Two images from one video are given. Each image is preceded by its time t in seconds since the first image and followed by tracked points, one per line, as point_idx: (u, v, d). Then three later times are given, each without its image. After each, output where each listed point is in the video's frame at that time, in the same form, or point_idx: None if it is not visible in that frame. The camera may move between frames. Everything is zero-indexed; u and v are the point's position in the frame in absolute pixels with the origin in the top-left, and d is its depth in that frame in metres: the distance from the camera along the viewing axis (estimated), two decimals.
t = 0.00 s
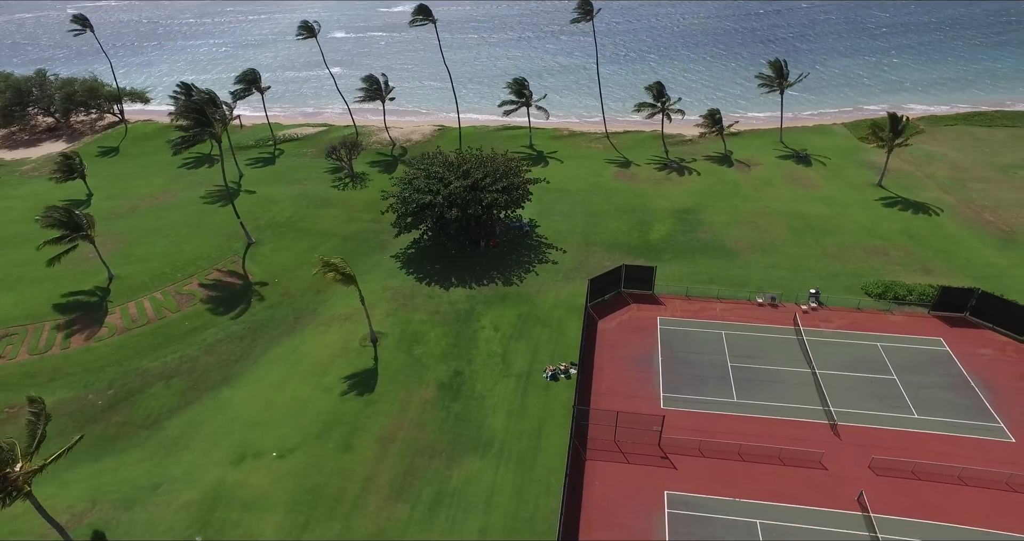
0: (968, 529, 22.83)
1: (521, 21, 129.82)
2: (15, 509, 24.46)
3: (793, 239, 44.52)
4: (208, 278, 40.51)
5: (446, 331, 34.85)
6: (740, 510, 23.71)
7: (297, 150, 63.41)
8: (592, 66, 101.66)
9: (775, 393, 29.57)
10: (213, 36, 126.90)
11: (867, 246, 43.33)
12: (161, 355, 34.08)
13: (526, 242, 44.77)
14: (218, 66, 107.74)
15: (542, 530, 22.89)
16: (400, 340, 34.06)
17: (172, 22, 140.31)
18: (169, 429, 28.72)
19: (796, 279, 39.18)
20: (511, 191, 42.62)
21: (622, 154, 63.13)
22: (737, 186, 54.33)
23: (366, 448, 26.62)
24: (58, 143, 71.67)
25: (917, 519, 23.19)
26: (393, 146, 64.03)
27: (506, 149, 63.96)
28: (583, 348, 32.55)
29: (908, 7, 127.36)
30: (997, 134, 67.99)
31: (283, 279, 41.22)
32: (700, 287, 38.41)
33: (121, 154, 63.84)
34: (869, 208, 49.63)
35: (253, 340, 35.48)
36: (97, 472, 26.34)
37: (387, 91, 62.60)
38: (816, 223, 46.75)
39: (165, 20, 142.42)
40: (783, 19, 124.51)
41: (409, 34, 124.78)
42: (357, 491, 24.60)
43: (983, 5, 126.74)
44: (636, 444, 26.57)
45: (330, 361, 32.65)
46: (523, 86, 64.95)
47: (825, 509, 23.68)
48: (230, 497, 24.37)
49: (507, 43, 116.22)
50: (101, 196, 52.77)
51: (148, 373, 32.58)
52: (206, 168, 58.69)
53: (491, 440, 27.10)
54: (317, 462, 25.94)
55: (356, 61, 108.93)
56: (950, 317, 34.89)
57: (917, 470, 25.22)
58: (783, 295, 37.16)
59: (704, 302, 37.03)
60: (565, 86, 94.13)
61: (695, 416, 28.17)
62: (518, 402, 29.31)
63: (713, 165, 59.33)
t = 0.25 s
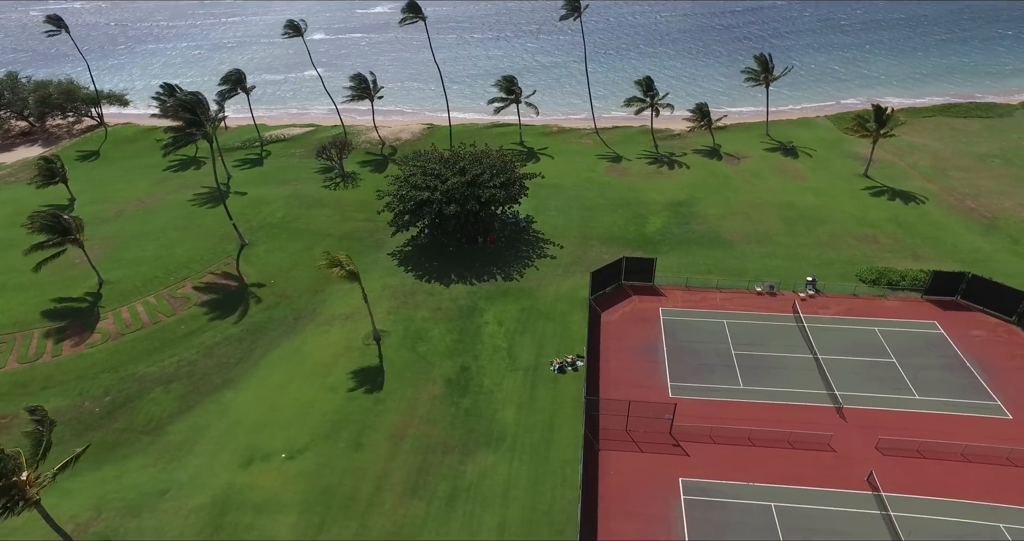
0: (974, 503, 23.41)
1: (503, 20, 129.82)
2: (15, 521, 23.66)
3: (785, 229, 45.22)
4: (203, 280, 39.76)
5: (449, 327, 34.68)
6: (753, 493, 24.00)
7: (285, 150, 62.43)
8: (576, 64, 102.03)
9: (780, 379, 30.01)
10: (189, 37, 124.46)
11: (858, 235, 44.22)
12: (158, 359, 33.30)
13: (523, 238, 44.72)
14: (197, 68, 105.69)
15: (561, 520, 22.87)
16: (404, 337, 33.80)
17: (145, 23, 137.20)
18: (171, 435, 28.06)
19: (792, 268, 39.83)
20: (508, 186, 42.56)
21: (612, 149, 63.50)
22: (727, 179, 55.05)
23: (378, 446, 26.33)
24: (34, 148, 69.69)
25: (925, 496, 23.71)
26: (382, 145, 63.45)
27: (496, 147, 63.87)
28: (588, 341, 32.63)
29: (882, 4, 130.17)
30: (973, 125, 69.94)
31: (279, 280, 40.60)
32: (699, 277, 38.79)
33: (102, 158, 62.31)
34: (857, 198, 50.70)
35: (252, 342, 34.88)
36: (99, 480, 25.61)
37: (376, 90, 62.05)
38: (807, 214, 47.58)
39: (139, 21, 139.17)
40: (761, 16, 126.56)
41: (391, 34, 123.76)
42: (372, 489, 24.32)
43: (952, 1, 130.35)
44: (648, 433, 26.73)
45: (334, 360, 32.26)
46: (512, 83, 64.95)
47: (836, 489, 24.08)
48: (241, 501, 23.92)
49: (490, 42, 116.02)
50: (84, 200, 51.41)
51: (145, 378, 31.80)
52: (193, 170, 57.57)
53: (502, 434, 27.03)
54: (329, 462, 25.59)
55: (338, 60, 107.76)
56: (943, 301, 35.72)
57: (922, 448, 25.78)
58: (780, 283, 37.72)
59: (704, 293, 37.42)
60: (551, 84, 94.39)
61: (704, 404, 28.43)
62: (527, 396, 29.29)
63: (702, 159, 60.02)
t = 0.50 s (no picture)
0: (980, 479, 24.00)
1: (485, 18, 129.47)
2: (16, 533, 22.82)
3: (777, 220, 45.89)
4: (196, 283, 38.91)
5: (453, 323, 34.46)
6: (766, 478, 24.28)
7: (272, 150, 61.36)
8: (561, 61, 102.19)
9: (784, 366, 30.43)
10: (165, 38, 121.61)
11: (848, 224, 45.07)
12: (155, 364, 32.47)
13: (520, 233, 44.64)
14: (174, 69, 103.34)
15: (580, 512, 22.84)
16: (408, 335, 33.48)
17: (117, 24, 133.56)
18: (175, 440, 27.38)
19: (787, 257, 40.44)
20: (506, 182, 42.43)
21: (602, 145, 63.74)
22: (717, 173, 55.67)
23: (389, 444, 26.03)
24: (9, 152, 67.46)
25: (932, 474, 24.24)
26: (372, 144, 62.76)
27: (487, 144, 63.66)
28: (593, 333, 32.69)
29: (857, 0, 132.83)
30: (950, 116, 71.79)
31: (275, 281, 39.91)
32: (698, 269, 39.14)
33: (82, 161, 60.58)
34: (844, 189, 51.69)
35: (252, 344, 34.21)
36: (101, 488, 24.85)
37: (364, 89, 61.33)
38: (798, 205, 48.37)
39: (109, 22, 135.39)
40: (740, 13, 128.34)
41: (373, 34, 122.54)
42: (386, 487, 24.03)
43: None
44: (659, 422, 26.87)
45: (337, 360, 31.82)
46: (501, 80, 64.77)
47: (846, 471, 24.49)
48: (253, 504, 23.44)
49: (473, 41, 115.58)
50: (66, 204, 49.92)
51: (143, 384, 30.99)
52: (178, 172, 56.30)
53: (514, 428, 26.93)
54: (340, 461, 25.20)
55: (320, 60, 106.33)
56: (935, 286, 36.56)
57: (925, 429, 26.37)
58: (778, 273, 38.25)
59: (704, 283, 37.78)
60: (537, 81, 94.45)
61: (712, 392, 28.68)
62: (536, 389, 29.23)
63: (692, 153, 60.59)
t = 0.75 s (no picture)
0: (985, 459, 24.49)
1: (469, 18, 129.00)
2: None
3: (772, 212, 46.42)
4: (191, 286, 38.11)
5: (457, 321, 34.24)
6: (779, 466, 24.51)
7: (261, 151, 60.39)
8: (548, 60, 102.25)
9: (789, 355, 30.76)
10: (143, 40, 119.04)
11: (841, 214, 45.76)
12: (154, 370, 31.71)
13: (519, 230, 44.51)
14: (154, 71, 101.18)
15: (598, 505, 22.81)
16: (413, 333, 33.19)
17: (90, 24, 130.17)
18: (180, 446, 26.77)
19: (784, 249, 40.92)
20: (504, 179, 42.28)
21: (594, 141, 63.90)
22: (710, 167, 56.13)
23: (401, 443, 25.76)
24: None
25: (940, 457, 24.68)
26: (363, 143, 62.05)
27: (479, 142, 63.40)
28: (598, 328, 32.70)
29: None
30: (932, 109, 73.34)
31: (273, 283, 39.28)
32: (697, 262, 39.44)
33: (64, 165, 59.00)
34: (835, 181, 52.48)
35: (252, 346, 33.61)
36: (106, 497, 24.18)
37: (355, 88, 60.62)
38: (791, 197, 49.00)
39: (83, 23, 131.97)
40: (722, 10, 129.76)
41: (357, 34, 121.36)
42: (401, 487, 23.76)
43: None
44: (670, 414, 26.97)
45: (342, 361, 31.42)
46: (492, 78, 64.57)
47: (856, 456, 24.82)
48: (266, 508, 23.02)
49: (459, 40, 115.12)
50: (51, 210, 48.56)
51: (142, 390, 30.22)
52: (165, 174, 55.14)
53: (527, 423, 26.83)
54: (352, 462, 24.86)
55: (304, 60, 105.03)
56: (928, 273, 37.32)
57: (930, 412, 26.85)
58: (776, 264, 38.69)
59: (704, 276, 38.07)
60: (525, 80, 94.46)
61: (720, 383, 28.86)
62: (546, 384, 29.18)
63: (684, 148, 61.01)
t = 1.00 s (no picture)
0: (987, 438, 25.13)
1: (452, 17, 128.53)
2: None
3: (764, 204, 47.06)
4: (185, 289, 37.28)
5: (460, 318, 34.06)
6: (790, 451, 24.83)
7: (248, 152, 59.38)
8: (532, 58, 102.40)
9: (791, 342, 31.20)
10: (117, 41, 116.19)
11: (831, 205, 46.61)
12: (151, 375, 30.94)
13: (515, 225, 44.42)
14: (131, 73, 98.83)
15: (614, 496, 22.85)
16: (416, 331, 32.92)
17: (60, 26, 126.44)
18: (184, 452, 26.16)
19: (779, 239, 41.53)
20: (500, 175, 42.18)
21: (584, 137, 64.14)
22: (700, 161, 56.70)
23: (413, 441, 25.53)
24: None
25: (944, 437, 25.25)
26: (352, 143, 61.26)
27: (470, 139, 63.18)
28: (602, 321, 32.79)
29: None
30: (910, 101, 75.13)
31: (269, 284, 38.64)
32: (695, 254, 39.81)
33: (43, 170, 57.30)
34: (822, 172, 53.43)
35: (252, 349, 33.00)
36: (110, 506, 23.52)
37: (343, 87, 59.86)
38: (781, 189, 49.73)
39: (53, 25, 128.21)
40: (701, 8, 131.37)
41: (338, 34, 120.15)
42: (416, 484, 23.53)
43: None
44: (679, 403, 27.17)
45: (346, 361, 31.02)
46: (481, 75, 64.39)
47: (863, 439, 25.26)
48: (278, 511, 22.62)
49: (442, 38, 114.61)
50: (32, 215, 47.15)
51: (140, 396, 29.45)
52: (150, 177, 53.89)
53: (538, 417, 26.79)
54: (364, 462, 24.54)
55: (286, 61, 103.63)
56: (919, 260, 38.19)
57: (931, 394, 27.45)
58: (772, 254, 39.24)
59: (703, 267, 38.44)
60: (510, 78, 94.42)
61: (726, 371, 29.15)
62: (553, 378, 29.17)
63: (673, 143, 61.54)
